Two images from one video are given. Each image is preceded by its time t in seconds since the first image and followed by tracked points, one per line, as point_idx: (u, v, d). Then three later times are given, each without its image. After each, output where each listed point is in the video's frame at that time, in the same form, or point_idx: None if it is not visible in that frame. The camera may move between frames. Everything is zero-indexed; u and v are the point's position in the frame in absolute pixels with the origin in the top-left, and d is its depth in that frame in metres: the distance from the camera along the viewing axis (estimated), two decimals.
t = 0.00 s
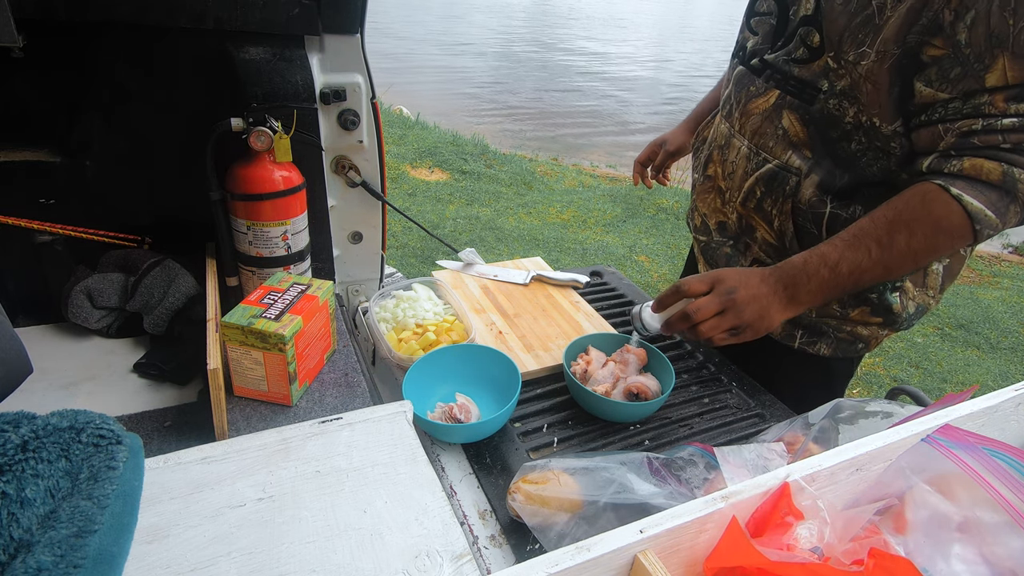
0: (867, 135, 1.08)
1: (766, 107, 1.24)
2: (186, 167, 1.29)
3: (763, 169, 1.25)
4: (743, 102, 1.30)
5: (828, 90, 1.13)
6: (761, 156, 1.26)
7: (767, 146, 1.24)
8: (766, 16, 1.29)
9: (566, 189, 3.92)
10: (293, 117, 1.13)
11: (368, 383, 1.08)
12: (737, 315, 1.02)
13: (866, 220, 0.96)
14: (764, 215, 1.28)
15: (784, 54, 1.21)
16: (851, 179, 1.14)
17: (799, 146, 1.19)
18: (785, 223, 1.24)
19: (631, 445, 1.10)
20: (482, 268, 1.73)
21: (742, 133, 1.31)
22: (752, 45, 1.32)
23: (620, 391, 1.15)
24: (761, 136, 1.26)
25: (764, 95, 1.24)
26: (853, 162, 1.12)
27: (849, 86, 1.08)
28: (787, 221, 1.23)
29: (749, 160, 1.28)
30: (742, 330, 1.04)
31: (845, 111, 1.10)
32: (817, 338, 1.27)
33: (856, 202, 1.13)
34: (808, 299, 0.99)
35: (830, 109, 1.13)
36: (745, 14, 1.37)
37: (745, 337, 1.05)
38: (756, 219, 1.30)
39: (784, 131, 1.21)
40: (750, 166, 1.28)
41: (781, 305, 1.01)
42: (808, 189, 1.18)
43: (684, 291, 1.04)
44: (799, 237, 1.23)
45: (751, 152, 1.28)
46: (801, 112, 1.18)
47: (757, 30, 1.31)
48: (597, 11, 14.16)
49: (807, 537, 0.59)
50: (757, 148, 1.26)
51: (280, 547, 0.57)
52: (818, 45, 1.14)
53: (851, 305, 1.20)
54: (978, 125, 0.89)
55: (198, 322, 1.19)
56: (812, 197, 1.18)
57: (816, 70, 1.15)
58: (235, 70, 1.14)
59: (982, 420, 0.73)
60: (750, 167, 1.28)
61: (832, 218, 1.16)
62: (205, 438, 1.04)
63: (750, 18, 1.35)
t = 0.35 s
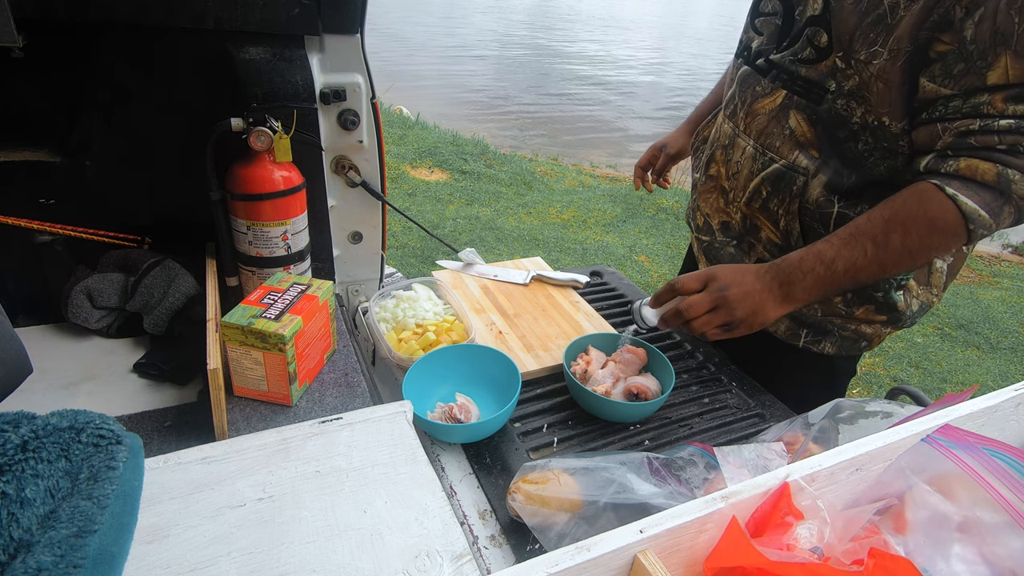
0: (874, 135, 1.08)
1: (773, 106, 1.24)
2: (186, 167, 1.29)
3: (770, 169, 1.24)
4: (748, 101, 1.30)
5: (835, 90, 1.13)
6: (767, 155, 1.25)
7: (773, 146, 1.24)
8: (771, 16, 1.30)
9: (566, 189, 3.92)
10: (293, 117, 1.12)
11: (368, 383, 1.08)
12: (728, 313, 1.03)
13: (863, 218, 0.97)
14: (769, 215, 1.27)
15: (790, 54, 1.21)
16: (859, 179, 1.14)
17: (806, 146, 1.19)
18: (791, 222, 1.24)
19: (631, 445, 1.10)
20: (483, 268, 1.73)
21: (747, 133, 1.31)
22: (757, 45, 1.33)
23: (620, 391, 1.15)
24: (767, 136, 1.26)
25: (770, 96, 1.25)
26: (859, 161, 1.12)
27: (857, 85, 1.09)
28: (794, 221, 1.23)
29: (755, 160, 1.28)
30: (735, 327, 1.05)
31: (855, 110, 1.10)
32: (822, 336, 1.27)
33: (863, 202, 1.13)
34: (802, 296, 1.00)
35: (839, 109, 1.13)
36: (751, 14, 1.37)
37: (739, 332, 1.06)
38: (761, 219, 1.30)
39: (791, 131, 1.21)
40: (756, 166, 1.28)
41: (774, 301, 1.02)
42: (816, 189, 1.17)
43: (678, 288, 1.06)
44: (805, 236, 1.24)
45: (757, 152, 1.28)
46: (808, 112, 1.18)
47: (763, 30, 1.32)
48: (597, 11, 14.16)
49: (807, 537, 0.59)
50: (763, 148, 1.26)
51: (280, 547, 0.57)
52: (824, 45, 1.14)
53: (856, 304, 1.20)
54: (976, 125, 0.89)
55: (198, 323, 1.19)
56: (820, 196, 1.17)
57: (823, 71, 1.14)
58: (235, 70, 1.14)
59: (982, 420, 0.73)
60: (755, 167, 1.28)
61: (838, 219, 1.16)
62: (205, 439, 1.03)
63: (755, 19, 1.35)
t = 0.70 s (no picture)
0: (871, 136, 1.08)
1: (773, 104, 1.24)
2: (186, 167, 1.29)
3: (768, 166, 1.24)
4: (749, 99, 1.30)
5: (835, 88, 1.12)
6: (766, 153, 1.25)
7: (772, 142, 1.24)
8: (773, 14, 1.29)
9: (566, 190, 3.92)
10: (293, 117, 1.12)
11: (368, 383, 1.08)
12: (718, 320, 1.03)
13: (847, 218, 0.97)
14: (767, 212, 1.27)
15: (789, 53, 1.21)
16: (854, 179, 1.13)
17: (804, 144, 1.18)
18: (789, 220, 1.24)
19: (631, 445, 1.10)
20: (483, 268, 1.73)
21: (747, 130, 1.31)
22: (759, 42, 1.32)
23: (621, 391, 1.15)
24: (766, 133, 1.25)
25: (771, 93, 1.24)
26: (856, 162, 1.12)
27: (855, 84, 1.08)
28: (791, 219, 1.23)
29: (753, 158, 1.28)
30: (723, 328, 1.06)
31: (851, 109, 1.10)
32: (817, 336, 1.27)
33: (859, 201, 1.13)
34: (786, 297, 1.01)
35: (837, 108, 1.12)
36: (754, 11, 1.37)
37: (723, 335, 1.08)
38: (759, 216, 1.30)
39: (790, 129, 1.20)
40: (754, 163, 1.28)
41: (761, 306, 1.03)
42: (812, 186, 1.18)
43: (673, 292, 1.03)
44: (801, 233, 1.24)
45: (755, 149, 1.28)
46: (807, 109, 1.17)
47: (765, 27, 1.31)
48: (597, 11, 14.17)
49: (807, 537, 0.59)
50: (762, 146, 1.26)
51: (280, 547, 0.57)
52: (825, 44, 1.13)
53: (851, 303, 1.20)
54: (959, 126, 0.89)
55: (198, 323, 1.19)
56: (815, 195, 1.17)
57: (823, 69, 1.14)
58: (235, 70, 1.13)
59: (982, 420, 0.73)
60: (754, 165, 1.28)
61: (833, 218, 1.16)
62: (205, 439, 1.04)
63: (758, 15, 1.35)
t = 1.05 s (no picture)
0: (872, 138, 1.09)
1: (773, 104, 1.24)
2: (187, 168, 1.29)
3: (767, 166, 1.24)
4: (750, 97, 1.30)
5: (835, 88, 1.12)
6: (765, 152, 1.25)
7: (771, 142, 1.24)
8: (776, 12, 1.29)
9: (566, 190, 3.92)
10: (293, 117, 1.12)
11: (368, 383, 1.08)
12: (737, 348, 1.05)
13: (868, 227, 0.96)
14: (765, 212, 1.27)
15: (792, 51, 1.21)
16: (854, 180, 1.14)
17: (804, 144, 1.18)
18: (785, 220, 1.24)
19: (631, 445, 1.10)
20: (483, 268, 1.73)
21: (747, 129, 1.31)
22: (761, 40, 1.31)
23: (620, 391, 1.15)
24: (766, 133, 1.25)
25: (771, 93, 1.24)
26: (856, 162, 1.13)
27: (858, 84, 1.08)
28: (788, 219, 1.23)
29: (753, 157, 1.28)
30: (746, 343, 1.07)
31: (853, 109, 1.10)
32: (812, 336, 1.27)
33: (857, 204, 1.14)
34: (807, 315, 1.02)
35: (838, 108, 1.12)
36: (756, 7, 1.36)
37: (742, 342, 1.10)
38: (756, 216, 1.30)
39: (790, 129, 1.20)
40: (753, 163, 1.28)
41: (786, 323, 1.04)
42: (811, 187, 1.18)
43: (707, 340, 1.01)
44: (800, 235, 1.23)
45: (755, 148, 1.28)
46: (807, 109, 1.17)
47: (767, 25, 1.31)
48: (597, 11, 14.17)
49: (807, 537, 0.59)
50: (761, 145, 1.26)
51: (280, 547, 0.57)
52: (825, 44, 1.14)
53: (846, 305, 1.20)
54: (982, 134, 0.89)
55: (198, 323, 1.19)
56: (813, 195, 1.18)
57: (824, 70, 1.14)
58: (235, 70, 1.13)
59: (982, 420, 0.73)
60: (753, 164, 1.28)
61: (833, 220, 1.17)
62: (205, 439, 1.04)
63: (760, 13, 1.34)
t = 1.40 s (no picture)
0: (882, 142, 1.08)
1: (782, 105, 1.23)
2: (187, 168, 1.29)
3: (775, 169, 1.24)
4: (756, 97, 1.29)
5: (848, 91, 1.12)
6: (772, 155, 1.25)
7: (779, 145, 1.23)
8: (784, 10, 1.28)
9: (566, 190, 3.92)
10: (293, 117, 1.12)
11: (368, 383, 1.08)
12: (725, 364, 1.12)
13: (871, 252, 0.96)
14: (770, 215, 1.27)
15: (802, 51, 1.20)
16: (864, 185, 1.14)
17: (813, 147, 1.18)
18: (793, 224, 1.24)
19: (631, 445, 1.10)
20: (483, 268, 1.73)
21: (753, 130, 1.30)
22: (768, 38, 1.31)
23: (621, 391, 1.15)
24: (774, 135, 1.25)
25: (780, 94, 1.23)
26: (867, 167, 1.13)
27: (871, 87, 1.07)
28: (795, 223, 1.23)
29: (758, 160, 1.28)
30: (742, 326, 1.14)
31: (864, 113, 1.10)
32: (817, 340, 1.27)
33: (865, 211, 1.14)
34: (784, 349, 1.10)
35: (849, 112, 1.12)
36: (763, 3, 1.35)
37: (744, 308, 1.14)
38: (761, 220, 1.30)
39: (799, 132, 1.20)
40: (760, 165, 1.27)
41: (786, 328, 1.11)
42: (820, 192, 1.17)
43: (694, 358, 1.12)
44: (807, 240, 1.23)
45: (761, 151, 1.27)
46: (818, 113, 1.17)
47: (774, 24, 1.30)
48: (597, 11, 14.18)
49: (807, 537, 0.59)
50: (768, 147, 1.25)
51: (280, 547, 0.57)
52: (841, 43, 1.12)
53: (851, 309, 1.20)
54: (988, 145, 0.90)
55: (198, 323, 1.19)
56: (823, 202, 1.17)
57: (835, 71, 1.14)
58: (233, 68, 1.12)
59: (982, 420, 0.73)
60: (759, 167, 1.27)
61: (842, 225, 1.17)
62: (205, 438, 1.04)
63: (766, 11, 1.34)
